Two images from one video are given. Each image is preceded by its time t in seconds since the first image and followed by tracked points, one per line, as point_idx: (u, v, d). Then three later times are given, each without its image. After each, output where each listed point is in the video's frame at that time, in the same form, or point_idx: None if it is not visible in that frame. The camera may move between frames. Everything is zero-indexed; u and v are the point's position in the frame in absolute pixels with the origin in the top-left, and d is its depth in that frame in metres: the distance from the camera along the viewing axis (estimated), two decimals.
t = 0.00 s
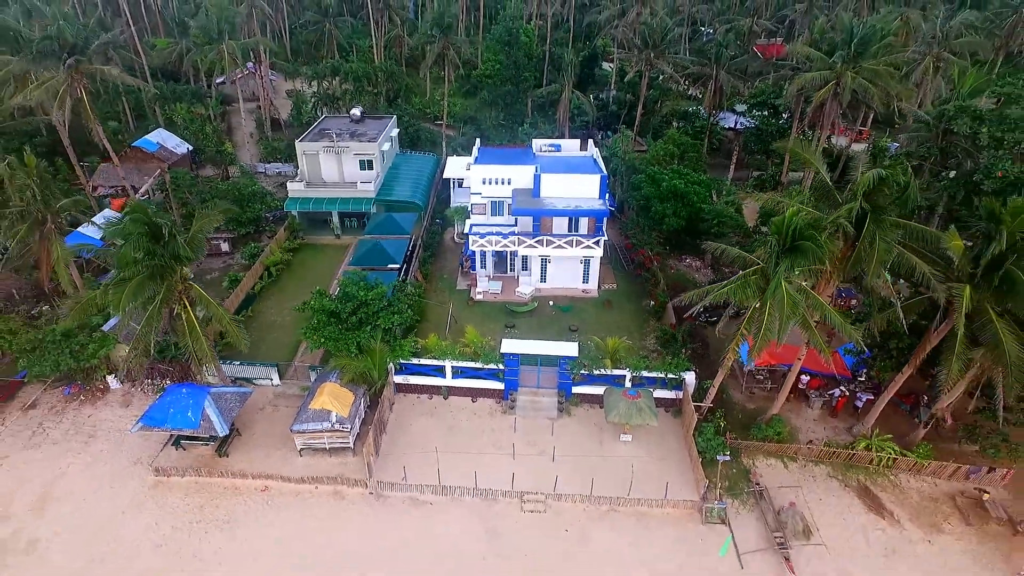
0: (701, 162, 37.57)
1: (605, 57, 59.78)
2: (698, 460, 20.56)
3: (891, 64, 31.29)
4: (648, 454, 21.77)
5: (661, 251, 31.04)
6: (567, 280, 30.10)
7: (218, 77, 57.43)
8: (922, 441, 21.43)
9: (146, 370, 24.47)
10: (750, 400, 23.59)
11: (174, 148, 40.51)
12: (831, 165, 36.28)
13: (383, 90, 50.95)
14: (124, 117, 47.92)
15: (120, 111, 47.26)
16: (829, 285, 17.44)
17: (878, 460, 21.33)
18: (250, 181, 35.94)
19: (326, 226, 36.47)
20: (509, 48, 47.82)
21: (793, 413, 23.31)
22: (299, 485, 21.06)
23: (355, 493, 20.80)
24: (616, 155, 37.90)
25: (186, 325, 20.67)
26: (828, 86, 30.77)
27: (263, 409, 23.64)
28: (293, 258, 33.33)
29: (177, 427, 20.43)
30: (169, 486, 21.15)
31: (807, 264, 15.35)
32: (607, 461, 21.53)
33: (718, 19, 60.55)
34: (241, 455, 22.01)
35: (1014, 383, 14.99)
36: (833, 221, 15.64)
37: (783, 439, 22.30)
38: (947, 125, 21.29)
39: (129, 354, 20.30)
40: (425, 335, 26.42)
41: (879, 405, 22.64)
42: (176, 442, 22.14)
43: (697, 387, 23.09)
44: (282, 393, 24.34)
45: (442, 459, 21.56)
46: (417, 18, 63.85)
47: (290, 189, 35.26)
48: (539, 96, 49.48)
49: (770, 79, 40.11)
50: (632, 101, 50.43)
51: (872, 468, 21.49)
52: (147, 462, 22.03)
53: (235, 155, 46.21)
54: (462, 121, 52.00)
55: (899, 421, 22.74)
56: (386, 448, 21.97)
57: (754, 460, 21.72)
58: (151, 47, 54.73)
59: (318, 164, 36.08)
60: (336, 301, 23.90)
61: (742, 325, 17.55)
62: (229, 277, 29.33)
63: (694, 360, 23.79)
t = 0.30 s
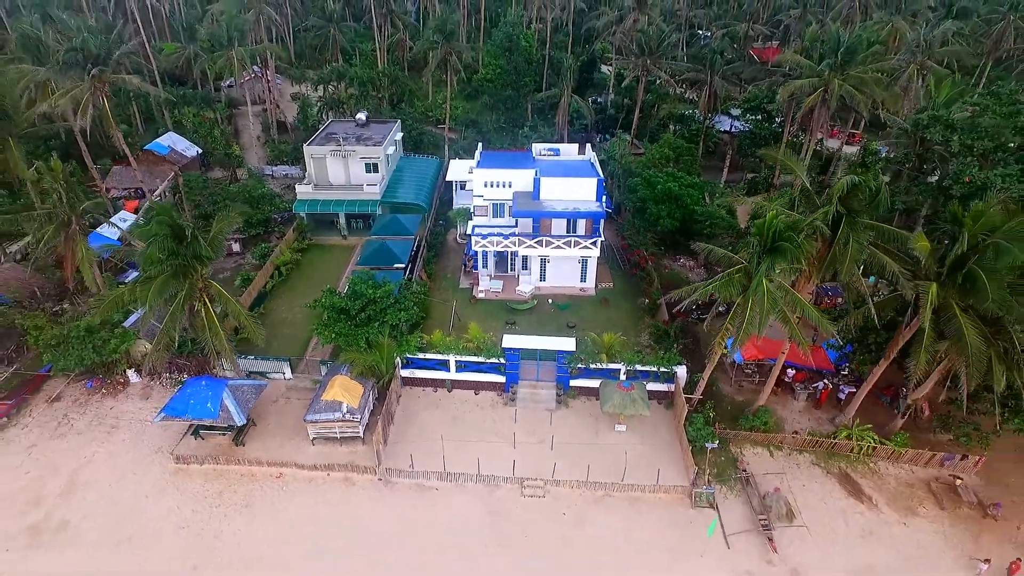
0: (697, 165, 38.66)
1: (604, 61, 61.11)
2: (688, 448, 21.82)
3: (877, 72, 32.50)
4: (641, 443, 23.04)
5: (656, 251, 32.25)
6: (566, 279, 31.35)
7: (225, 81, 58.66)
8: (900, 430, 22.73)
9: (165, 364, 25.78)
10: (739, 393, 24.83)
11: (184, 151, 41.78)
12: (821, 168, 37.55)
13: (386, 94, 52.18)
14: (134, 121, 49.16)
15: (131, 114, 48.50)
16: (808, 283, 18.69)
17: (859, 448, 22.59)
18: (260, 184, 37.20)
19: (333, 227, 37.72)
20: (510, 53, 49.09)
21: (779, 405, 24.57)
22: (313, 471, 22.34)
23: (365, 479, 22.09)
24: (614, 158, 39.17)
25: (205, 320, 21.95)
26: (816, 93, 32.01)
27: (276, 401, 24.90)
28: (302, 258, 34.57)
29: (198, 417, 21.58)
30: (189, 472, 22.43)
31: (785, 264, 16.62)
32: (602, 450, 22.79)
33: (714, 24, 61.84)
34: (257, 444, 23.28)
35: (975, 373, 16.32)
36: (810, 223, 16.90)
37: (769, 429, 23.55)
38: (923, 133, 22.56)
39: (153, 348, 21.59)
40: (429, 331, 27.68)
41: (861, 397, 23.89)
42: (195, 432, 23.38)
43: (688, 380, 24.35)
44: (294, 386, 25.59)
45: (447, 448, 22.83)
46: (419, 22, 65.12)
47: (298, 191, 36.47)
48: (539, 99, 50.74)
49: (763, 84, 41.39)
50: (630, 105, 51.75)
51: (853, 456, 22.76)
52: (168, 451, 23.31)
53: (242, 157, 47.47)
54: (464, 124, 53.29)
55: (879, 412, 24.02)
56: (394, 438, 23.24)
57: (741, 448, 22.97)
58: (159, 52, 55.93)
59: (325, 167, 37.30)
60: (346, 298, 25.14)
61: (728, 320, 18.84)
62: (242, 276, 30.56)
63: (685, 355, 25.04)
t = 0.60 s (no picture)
0: (692, 167, 39.85)
1: (602, 64, 62.28)
2: (679, 437, 23.05)
3: (864, 78, 33.66)
4: (635, 433, 24.28)
5: (651, 251, 33.43)
6: (564, 277, 32.55)
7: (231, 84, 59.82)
8: (881, 420, 23.98)
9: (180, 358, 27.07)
10: (728, 385, 26.05)
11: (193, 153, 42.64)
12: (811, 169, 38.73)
13: (389, 97, 53.31)
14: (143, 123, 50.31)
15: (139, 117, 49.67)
16: (790, 280, 19.92)
17: (842, 437, 23.79)
18: (267, 186, 38.39)
19: (339, 227, 38.91)
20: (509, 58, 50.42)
21: (767, 397, 25.79)
22: (324, 459, 23.57)
23: (374, 466, 23.32)
24: (611, 161, 40.35)
25: (222, 316, 23.23)
26: (805, 98, 33.23)
27: (288, 393, 26.11)
28: (309, 257, 35.78)
29: (215, 407, 22.88)
30: (206, 460, 23.65)
31: (766, 262, 17.88)
32: (598, 438, 24.03)
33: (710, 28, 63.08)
34: (270, 434, 24.48)
35: (943, 364, 17.59)
36: (790, 225, 18.15)
37: (757, 419, 24.76)
38: (902, 138, 23.69)
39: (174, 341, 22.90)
40: (433, 327, 28.91)
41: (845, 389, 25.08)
42: (211, 422, 24.60)
43: (680, 373, 25.57)
44: (304, 379, 26.79)
45: (451, 437, 24.07)
46: (421, 26, 66.34)
47: (305, 193, 37.65)
48: (538, 103, 51.95)
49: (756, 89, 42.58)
50: (627, 108, 52.99)
51: (836, 445, 23.97)
52: (185, 440, 24.52)
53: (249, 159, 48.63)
54: (465, 126, 54.47)
55: (862, 403, 25.23)
56: (400, 427, 24.46)
57: (730, 437, 24.19)
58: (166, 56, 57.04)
59: (331, 169, 38.47)
60: (354, 295, 26.40)
61: (715, 314, 20.10)
62: (253, 275, 31.75)
63: (677, 349, 26.32)
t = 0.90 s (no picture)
0: (686, 168, 41.23)
1: (600, 67, 63.64)
2: (671, 423, 24.47)
3: (850, 83, 35.11)
4: (629, 420, 25.70)
5: (646, 249, 34.80)
6: (562, 274, 33.94)
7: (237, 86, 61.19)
8: (861, 408, 25.39)
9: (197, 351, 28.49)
10: (718, 376, 27.47)
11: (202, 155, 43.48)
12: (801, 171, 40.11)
13: (392, 100, 54.67)
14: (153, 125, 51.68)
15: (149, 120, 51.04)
16: (773, 275, 21.34)
17: (824, 424, 25.19)
18: (276, 186, 39.78)
19: (346, 226, 40.33)
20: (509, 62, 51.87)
21: (755, 386, 27.21)
22: (335, 445, 24.97)
23: (383, 451, 24.72)
24: (608, 162, 41.74)
25: (240, 309, 24.69)
26: (793, 103, 34.61)
27: (300, 383, 27.52)
28: (317, 255, 37.20)
29: (232, 395, 24.35)
30: (224, 446, 25.06)
31: (748, 258, 19.32)
32: (594, 425, 25.45)
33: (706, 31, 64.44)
34: (284, 421, 25.89)
35: (911, 352, 19.05)
36: (770, 224, 19.59)
37: (744, 407, 26.17)
38: (879, 143, 25.71)
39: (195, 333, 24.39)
40: (438, 321, 30.33)
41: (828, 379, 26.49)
42: (228, 410, 26.01)
43: (671, 364, 26.98)
44: (316, 371, 28.18)
45: (455, 424, 25.50)
46: (422, 30, 67.73)
47: (313, 193, 39.07)
48: (538, 106, 53.32)
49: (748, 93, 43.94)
50: (624, 111, 54.37)
51: (819, 431, 25.37)
52: (203, 427, 25.93)
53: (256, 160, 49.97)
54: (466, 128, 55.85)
55: (844, 393, 26.64)
56: (407, 415, 25.88)
57: (719, 424, 25.60)
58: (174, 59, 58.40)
59: (338, 171, 39.85)
60: (363, 291, 27.85)
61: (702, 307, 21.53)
62: (264, 272, 33.14)
63: (669, 342, 27.74)
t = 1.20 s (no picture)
0: (682, 169, 42.49)
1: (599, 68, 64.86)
2: (663, 411, 25.80)
3: (839, 86, 36.37)
4: (623, 408, 27.03)
5: (642, 246, 36.08)
6: (561, 270, 35.26)
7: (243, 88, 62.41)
8: (844, 397, 26.70)
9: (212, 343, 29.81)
10: (709, 367, 28.78)
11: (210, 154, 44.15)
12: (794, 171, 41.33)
13: (395, 102, 55.91)
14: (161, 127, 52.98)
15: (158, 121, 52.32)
16: (758, 269, 22.68)
17: (810, 412, 26.47)
18: (284, 187, 41.09)
19: (352, 225, 41.66)
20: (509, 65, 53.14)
21: (744, 377, 28.53)
22: (344, 431, 26.29)
23: (390, 437, 26.06)
24: (605, 163, 43.00)
25: (254, 303, 26.01)
26: (783, 105, 35.81)
27: (311, 373, 28.86)
28: (325, 252, 38.55)
29: (247, 384, 25.72)
30: (238, 433, 26.39)
31: (733, 253, 20.70)
32: (591, 413, 26.78)
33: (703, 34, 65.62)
34: (295, 409, 27.20)
35: (885, 340, 20.43)
36: (753, 221, 20.96)
37: (734, 396, 27.47)
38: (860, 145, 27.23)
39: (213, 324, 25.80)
40: (441, 315, 31.66)
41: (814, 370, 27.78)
42: (242, 399, 27.34)
43: (665, 356, 28.31)
44: (325, 362, 29.50)
45: (459, 412, 26.87)
46: (424, 33, 68.95)
47: (320, 193, 40.39)
48: (538, 107, 54.58)
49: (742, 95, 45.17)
50: (622, 113, 55.64)
51: (805, 419, 26.65)
52: (219, 415, 27.27)
53: (263, 161, 51.22)
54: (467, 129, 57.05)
55: (829, 383, 27.92)
56: (413, 404, 27.22)
57: (710, 413, 26.89)
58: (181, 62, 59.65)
59: (343, 171, 41.13)
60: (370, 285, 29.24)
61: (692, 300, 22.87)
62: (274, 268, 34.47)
63: (662, 334, 29.15)
